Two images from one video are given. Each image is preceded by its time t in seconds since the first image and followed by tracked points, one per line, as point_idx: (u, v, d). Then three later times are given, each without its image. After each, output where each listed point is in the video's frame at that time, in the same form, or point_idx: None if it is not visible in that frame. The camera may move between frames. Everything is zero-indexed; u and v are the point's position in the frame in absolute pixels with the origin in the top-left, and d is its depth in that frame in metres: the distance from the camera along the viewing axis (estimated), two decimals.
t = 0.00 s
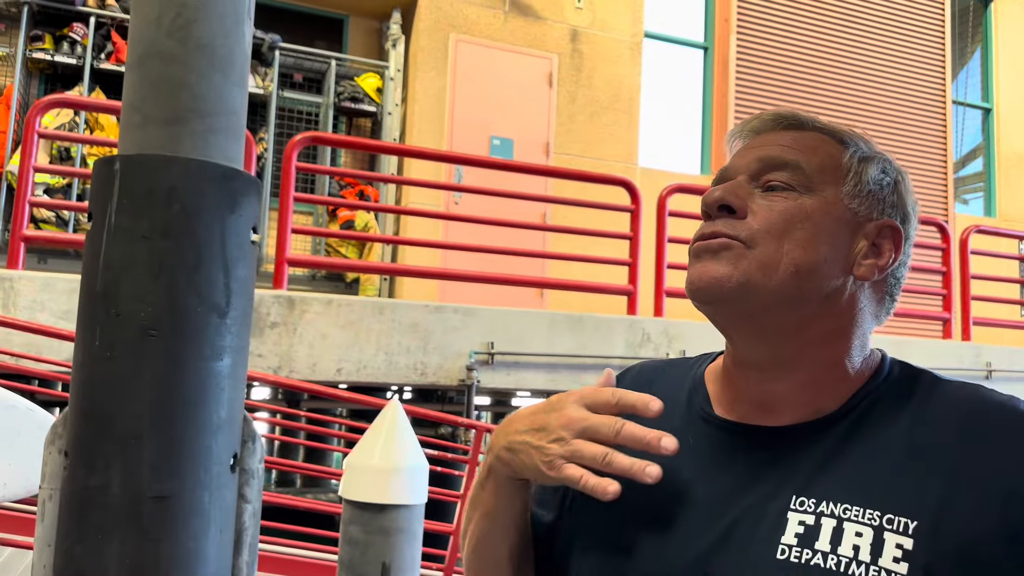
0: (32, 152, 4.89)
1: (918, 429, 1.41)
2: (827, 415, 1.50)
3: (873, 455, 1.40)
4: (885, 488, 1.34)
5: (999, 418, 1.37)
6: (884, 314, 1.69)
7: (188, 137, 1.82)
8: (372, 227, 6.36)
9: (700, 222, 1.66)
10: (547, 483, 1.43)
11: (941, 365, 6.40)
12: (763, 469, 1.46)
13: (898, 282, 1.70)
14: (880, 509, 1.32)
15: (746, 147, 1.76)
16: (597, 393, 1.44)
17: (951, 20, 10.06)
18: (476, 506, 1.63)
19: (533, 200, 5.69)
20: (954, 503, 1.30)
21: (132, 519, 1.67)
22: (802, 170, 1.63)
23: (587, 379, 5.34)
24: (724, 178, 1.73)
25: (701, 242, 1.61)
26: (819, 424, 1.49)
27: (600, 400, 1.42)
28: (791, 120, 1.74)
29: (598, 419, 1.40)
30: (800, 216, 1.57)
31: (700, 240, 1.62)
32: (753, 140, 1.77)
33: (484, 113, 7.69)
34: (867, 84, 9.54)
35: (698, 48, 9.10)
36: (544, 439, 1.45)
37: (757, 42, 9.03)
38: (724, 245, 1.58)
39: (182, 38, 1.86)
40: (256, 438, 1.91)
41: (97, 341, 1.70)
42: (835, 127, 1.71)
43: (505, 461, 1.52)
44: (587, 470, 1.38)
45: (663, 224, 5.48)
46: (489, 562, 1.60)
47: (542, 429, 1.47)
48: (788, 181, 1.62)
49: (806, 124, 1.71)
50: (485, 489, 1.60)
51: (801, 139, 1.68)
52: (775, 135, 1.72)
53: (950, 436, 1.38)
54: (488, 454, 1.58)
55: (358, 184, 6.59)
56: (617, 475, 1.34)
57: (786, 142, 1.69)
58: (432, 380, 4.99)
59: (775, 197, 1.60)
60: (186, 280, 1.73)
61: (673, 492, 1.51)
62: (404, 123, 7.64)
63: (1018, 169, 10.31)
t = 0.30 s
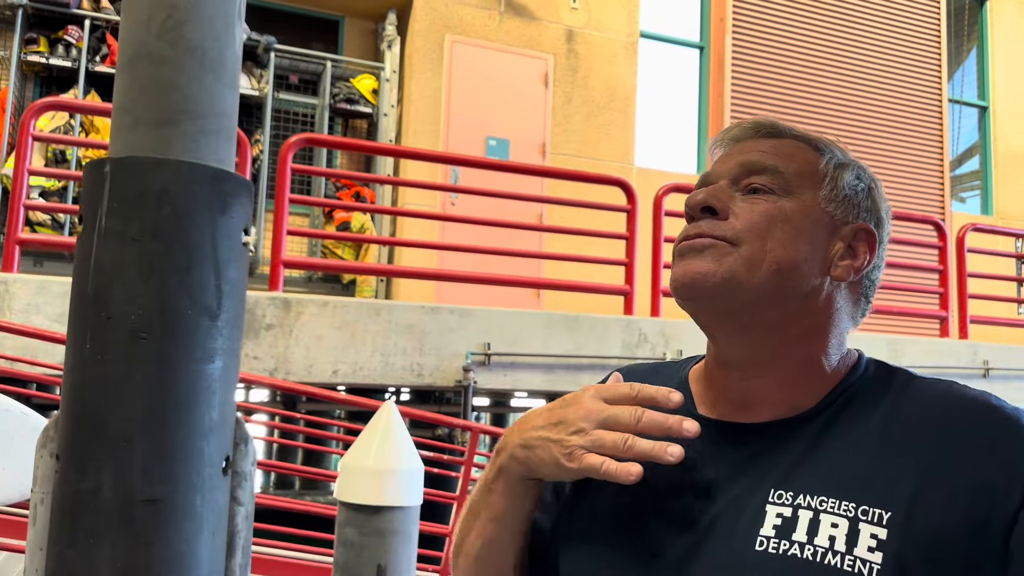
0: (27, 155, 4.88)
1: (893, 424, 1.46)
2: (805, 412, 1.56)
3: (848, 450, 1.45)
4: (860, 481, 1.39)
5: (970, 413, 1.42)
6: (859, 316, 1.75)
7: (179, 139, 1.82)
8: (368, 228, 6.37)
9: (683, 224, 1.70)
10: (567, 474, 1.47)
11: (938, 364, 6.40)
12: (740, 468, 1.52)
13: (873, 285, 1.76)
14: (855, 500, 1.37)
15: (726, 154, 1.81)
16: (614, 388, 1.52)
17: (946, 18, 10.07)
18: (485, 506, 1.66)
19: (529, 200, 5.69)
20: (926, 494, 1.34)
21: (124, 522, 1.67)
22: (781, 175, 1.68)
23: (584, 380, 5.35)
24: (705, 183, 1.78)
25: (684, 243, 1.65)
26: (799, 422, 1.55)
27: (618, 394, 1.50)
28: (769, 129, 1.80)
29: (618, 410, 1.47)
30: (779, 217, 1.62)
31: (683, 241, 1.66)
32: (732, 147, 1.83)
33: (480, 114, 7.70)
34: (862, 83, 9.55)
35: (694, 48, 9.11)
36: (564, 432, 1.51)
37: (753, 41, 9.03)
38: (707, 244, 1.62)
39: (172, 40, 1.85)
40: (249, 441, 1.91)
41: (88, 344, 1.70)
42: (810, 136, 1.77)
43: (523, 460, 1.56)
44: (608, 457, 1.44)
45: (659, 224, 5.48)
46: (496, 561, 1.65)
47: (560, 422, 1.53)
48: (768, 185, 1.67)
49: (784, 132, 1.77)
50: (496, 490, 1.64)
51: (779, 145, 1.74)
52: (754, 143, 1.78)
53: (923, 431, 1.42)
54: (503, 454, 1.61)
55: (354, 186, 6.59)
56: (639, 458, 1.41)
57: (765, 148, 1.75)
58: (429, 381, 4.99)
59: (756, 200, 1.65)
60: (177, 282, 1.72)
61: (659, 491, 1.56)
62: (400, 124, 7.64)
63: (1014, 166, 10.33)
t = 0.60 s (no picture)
0: (22, 157, 4.87)
1: (884, 427, 1.46)
2: (797, 416, 1.55)
3: (838, 451, 1.45)
4: (851, 482, 1.39)
5: (960, 416, 1.42)
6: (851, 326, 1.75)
7: (172, 142, 1.81)
8: (365, 230, 6.37)
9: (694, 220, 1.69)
10: (605, 473, 1.48)
11: (936, 365, 6.39)
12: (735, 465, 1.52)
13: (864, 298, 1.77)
14: (845, 501, 1.37)
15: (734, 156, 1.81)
16: (654, 391, 1.52)
17: (944, 19, 10.07)
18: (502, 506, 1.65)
19: (527, 202, 5.67)
20: (916, 495, 1.34)
21: (115, 527, 1.66)
22: (792, 179, 1.68)
23: (582, 382, 5.34)
24: (713, 181, 1.77)
25: (696, 238, 1.63)
26: (792, 425, 1.54)
27: (658, 397, 1.51)
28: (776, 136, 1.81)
29: (660, 412, 1.48)
30: (791, 219, 1.61)
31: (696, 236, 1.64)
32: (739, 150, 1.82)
33: (478, 116, 7.70)
34: (860, 84, 9.54)
35: (691, 49, 9.11)
36: (604, 432, 1.51)
37: (750, 42, 9.03)
38: (721, 241, 1.61)
39: (165, 42, 1.84)
40: (242, 445, 1.90)
41: (79, 348, 1.68)
42: (816, 146, 1.78)
43: (555, 457, 1.57)
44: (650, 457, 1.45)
45: (656, 226, 5.47)
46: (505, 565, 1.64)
47: (599, 422, 1.53)
48: (779, 188, 1.67)
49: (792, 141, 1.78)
50: (518, 490, 1.63)
51: (789, 151, 1.75)
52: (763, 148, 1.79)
53: (913, 434, 1.43)
54: (533, 451, 1.62)
55: (351, 188, 6.59)
56: (683, 459, 1.42)
57: (775, 152, 1.75)
58: (426, 384, 4.98)
59: (769, 201, 1.65)
60: (168, 285, 1.71)
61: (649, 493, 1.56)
62: (397, 126, 7.64)
63: (1012, 167, 10.33)
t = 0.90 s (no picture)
0: (18, 154, 4.86)
1: (885, 419, 1.48)
2: (799, 410, 1.55)
3: (844, 439, 1.47)
4: (857, 470, 1.41)
5: (960, 407, 1.45)
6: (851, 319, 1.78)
7: (166, 136, 1.80)
8: (362, 228, 6.37)
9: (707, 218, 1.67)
10: (653, 492, 1.31)
11: (932, 364, 6.40)
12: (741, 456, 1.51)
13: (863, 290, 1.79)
14: (854, 489, 1.38)
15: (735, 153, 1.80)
16: (703, 396, 1.34)
17: (941, 19, 10.08)
18: (530, 523, 1.47)
19: (525, 200, 5.66)
20: (920, 483, 1.37)
21: (108, 522, 1.65)
22: (801, 174, 1.68)
23: (579, 380, 5.34)
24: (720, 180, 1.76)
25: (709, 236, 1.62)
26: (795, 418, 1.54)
27: (708, 403, 1.32)
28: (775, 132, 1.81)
29: (712, 420, 1.30)
30: (805, 215, 1.61)
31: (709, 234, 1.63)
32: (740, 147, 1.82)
33: (475, 114, 7.70)
34: (857, 84, 9.55)
35: (689, 48, 9.11)
36: (650, 445, 1.34)
37: (748, 42, 9.02)
38: (738, 238, 1.59)
39: (160, 36, 1.84)
40: (237, 441, 1.89)
41: (72, 343, 1.68)
42: (815, 141, 1.79)
43: (596, 475, 1.39)
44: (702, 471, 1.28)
45: (654, 224, 5.47)
46: None
47: (644, 435, 1.35)
48: (789, 184, 1.67)
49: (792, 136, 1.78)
50: (551, 509, 1.45)
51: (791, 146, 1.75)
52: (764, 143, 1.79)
53: (915, 423, 1.45)
54: (572, 466, 1.43)
55: (348, 185, 6.58)
56: (741, 470, 1.26)
57: (780, 147, 1.75)
58: (423, 381, 4.98)
59: (779, 197, 1.65)
60: (164, 279, 1.71)
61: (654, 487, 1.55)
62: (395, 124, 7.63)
63: (1009, 167, 10.34)
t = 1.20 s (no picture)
0: (12, 147, 4.84)
1: (877, 415, 1.47)
2: (791, 404, 1.56)
3: (836, 433, 1.46)
4: (850, 466, 1.40)
5: (957, 403, 1.43)
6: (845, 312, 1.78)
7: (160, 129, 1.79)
8: (358, 223, 6.37)
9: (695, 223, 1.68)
10: (599, 441, 1.42)
11: (928, 363, 6.40)
12: (734, 452, 1.52)
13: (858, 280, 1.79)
14: (844, 484, 1.38)
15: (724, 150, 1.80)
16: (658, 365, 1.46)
17: (939, 19, 10.08)
18: (497, 485, 1.58)
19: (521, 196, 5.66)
20: (912, 478, 1.35)
21: (100, 515, 1.64)
22: (789, 171, 1.68)
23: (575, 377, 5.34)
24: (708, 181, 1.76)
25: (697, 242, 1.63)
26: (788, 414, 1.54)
27: (660, 369, 1.44)
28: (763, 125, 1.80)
29: (659, 381, 1.41)
30: (792, 215, 1.62)
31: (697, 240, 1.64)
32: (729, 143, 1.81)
33: (472, 111, 7.70)
34: (855, 83, 9.55)
35: (687, 46, 9.11)
36: (601, 403, 1.46)
37: (745, 40, 9.02)
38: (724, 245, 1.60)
39: (154, 28, 1.83)
40: (230, 435, 1.87)
41: (65, 335, 1.67)
42: (804, 133, 1.78)
43: (552, 432, 1.51)
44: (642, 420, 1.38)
45: (651, 221, 5.47)
46: (496, 547, 1.60)
47: (598, 394, 1.47)
48: (776, 182, 1.67)
49: (779, 129, 1.77)
50: (514, 471, 1.56)
51: (778, 142, 1.75)
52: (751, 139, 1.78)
53: (910, 419, 1.44)
54: (531, 427, 1.55)
55: (345, 181, 6.57)
56: (676, 417, 1.35)
57: (766, 144, 1.74)
58: (419, 377, 4.97)
59: (766, 198, 1.65)
60: (157, 272, 1.70)
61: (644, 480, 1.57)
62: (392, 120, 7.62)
63: (1005, 167, 10.35)
